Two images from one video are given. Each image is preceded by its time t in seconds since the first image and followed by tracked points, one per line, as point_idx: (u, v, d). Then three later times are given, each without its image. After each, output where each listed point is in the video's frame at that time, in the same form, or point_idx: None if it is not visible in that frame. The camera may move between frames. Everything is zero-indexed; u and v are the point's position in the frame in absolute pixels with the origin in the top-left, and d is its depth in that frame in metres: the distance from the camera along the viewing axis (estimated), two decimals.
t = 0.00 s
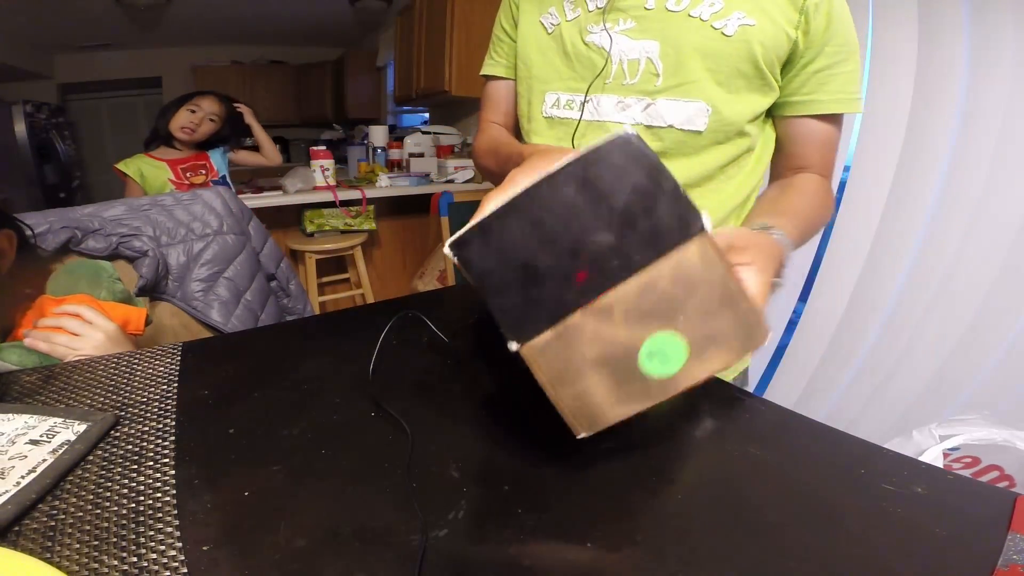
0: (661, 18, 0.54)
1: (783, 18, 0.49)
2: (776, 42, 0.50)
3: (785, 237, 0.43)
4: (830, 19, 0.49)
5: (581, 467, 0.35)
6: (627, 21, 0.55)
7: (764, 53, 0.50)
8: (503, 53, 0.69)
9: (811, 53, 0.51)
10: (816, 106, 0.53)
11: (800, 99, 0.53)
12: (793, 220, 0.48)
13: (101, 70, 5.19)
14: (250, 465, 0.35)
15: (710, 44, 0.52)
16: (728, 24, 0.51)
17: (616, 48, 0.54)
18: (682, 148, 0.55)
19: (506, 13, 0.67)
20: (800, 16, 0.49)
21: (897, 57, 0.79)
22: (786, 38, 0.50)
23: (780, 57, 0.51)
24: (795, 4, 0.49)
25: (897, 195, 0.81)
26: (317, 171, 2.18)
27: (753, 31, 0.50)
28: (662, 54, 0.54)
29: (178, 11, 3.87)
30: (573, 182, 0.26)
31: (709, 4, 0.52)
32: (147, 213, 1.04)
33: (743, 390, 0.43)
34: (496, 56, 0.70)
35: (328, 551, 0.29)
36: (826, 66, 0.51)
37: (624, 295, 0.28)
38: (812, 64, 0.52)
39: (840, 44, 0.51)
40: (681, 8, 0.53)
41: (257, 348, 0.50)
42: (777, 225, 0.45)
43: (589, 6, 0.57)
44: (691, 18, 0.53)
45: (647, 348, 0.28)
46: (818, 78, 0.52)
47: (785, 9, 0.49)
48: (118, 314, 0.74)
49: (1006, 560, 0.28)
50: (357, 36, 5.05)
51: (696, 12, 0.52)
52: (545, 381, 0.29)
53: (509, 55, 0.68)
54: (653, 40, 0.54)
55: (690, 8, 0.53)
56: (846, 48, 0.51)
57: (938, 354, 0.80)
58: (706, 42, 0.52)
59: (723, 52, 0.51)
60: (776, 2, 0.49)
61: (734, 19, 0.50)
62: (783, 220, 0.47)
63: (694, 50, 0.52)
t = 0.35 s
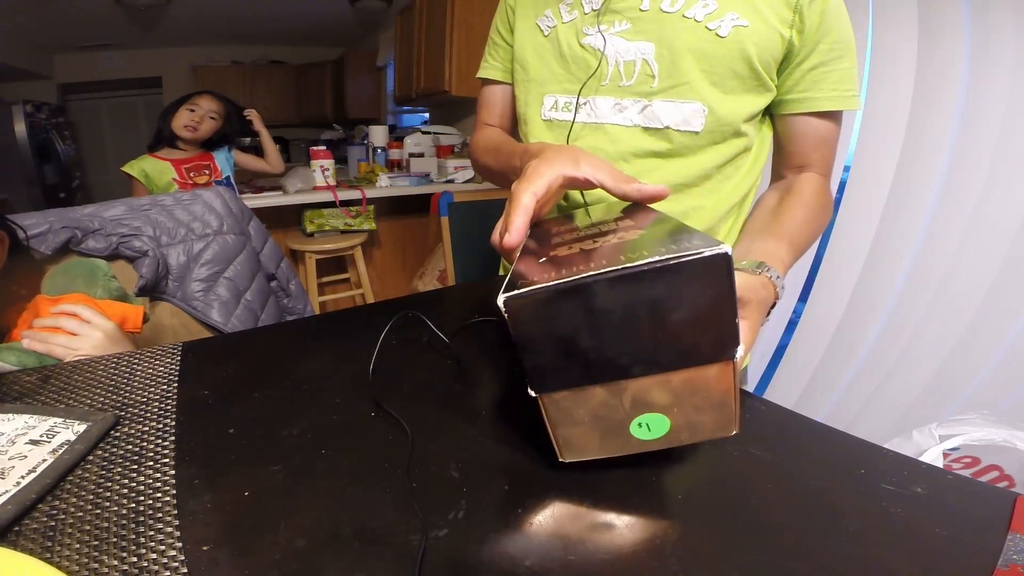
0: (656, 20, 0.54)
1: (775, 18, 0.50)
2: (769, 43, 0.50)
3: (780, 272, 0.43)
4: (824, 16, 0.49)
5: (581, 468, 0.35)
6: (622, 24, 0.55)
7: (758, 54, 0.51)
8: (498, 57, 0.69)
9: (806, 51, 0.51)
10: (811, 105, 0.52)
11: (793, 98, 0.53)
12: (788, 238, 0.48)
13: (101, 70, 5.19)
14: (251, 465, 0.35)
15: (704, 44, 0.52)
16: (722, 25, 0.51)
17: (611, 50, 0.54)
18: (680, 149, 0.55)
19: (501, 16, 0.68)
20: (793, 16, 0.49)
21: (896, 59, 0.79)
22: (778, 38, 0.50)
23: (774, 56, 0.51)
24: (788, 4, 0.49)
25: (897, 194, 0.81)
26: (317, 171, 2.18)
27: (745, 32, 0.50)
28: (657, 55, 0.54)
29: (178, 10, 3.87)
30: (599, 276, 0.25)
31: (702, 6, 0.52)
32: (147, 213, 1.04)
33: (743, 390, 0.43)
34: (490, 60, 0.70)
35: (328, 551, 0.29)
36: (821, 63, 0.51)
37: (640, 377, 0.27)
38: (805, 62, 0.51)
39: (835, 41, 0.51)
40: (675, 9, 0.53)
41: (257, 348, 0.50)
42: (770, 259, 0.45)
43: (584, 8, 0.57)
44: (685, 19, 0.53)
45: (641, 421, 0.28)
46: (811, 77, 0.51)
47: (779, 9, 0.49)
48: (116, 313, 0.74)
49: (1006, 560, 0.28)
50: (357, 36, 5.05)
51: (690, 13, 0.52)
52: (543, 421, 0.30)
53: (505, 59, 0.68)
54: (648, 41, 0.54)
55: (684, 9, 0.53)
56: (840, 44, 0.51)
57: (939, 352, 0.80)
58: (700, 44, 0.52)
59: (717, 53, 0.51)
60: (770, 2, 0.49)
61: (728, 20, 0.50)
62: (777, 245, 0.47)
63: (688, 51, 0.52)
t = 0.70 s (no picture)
0: (654, 20, 0.54)
1: (773, 18, 0.50)
2: (767, 42, 0.50)
3: (779, 267, 0.44)
4: (823, 16, 0.49)
5: (581, 468, 0.35)
6: (621, 25, 0.55)
7: (756, 54, 0.51)
8: (498, 59, 0.69)
9: (804, 50, 0.51)
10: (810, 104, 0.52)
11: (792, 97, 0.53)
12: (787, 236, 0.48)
13: (101, 71, 5.19)
14: (251, 465, 0.35)
15: (702, 44, 0.52)
16: (720, 25, 0.51)
17: (611, 50, 0.54)
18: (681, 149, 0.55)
19: (502, 18, 0.68)
20: (792, 16, 0.50)
21: (896, 60, 0.79)
22: (777, 38, 0.50)
23: (773, 56, 0.51)
24: (786, 3, 0.49)
25: (897, 193, 0.81)
26: (317, 171, 2.18)
27: (744, 31, 0.50)
28: (656, 56, 0.54)
29: (177, 11, 3.87)
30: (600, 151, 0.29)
31: (700, 6, 0.52)
32: (146, 213, 1.04)
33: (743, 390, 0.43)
34: (490, 62, 0.70)
35: (328, 551, 0.29)
36: (820, 62, 0.51)
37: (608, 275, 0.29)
38: (803, 60, 0.51)
39: (834, 40, 0.50)
40: (673, 9, 0.53)
41: (257, 348, 0.50)
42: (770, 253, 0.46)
43: (584, 9, 0.57)
44: (683, 19, 0.53)
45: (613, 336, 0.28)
46: (809, 76, 0.52)
47: (777, 9, 0.50)
48: (114, 313, 0.74)
49: (1006, 560, 0.28)
50: (357, 36, 5.05)
51: (688, 13, 0.52)
52: (504, 332, 0.29)
53: (506, 60, 0.68)
54: (647, 42, 0.54)
55: (681, 9, 0.53)
56: (839, 44, 0.50)
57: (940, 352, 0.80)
58: (698, 43, 0.52)
59: (715, 53, 0.52)
60: (767, 2, 0.50)
61: (726, 20, 0.50)
62: (776, 242, 0.47)
63: (686, 51, 0.53)
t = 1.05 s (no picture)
0: (652, 17, 0.54)
1: (771, 15, 0.50)
2: (764, 37, 0.50)
3: (761, 292, 0.45)
4: (821, 12, 0.49)
5: (581, 468, 0.35)
6: (618, 21, 0.55)
7: (754, 51, 0.51)
8: (493, 58, 0.69)
9: (802, 47, 0.51)
10: (810, 102, 0.51)
11: (791, 94, 0.52)
12: (775, 255, 0.49)
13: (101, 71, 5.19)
14: (251, 464, 0.35)
15: (699, 41, 0.52)
16: (717, 21, 0.51)
17: (608, 49, 0.55)
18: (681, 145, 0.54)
19: (499, 18, 0.68)
20: (791, 13, 0.50)
21: (896, 60, 0.79)
22: (774, 35, 0.50)
23: (770, 53, 0.51)
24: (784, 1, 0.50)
25: (898, 193, 0.81)
26: (317, 171, 2.18)
27: (741, 27, 0.50)
28: (653, 53, 0.54)
29: (177, 11, 3.87)
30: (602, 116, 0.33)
31: (697, 3, 0.52)
32: (147, 213, 1.04)
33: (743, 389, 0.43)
34: (486, 60, 0.70)
35: (328, 551, 0.29)
36: (818, 59, 0.51)
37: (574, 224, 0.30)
38: (802, 57, 0.51)
39: (832, 38, 0.50)
40: (670, 6, 0.53)
41: (257, 348, 0.50)
42: (753, 278, 0.47)
43: (581, 7, 0.58)
44: (680, 16, 0.53)
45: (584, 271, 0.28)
46: (808, 73, 0.51)
47: (774, 7, 0.50)
48: (113, 312, 0.74)
49: (1006, 560, 0.28)
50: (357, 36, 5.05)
51: (685, 10, 0.52)
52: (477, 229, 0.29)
53: (502, 60, 0.68)
54: (643, 39, 0.54)
55: (679, 6, 0.53)
56: (837, 41, 0.50)
57: (941, 352, 0.80)
58: (695, 41, 0.52)
59: (713, 49, 0.52)
60: None
61: (724, 16, 0.51)
62: (765, 263, 0.49)
63: (683, 48, 0.53)
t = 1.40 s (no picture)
0: (651, 15, 0.54)
1: (771, 14, 0.50)
2: (764, 36, 0.50)
3: (759, 291, 0.46)
4: (821, 11, 0.49)
5: (581, 468, 0.35)
6: (618, 19, 0.55)
7: (754, 49, 0.51)
8: (492, 58, 0.69)
9: (802, 46, 0.51)
10: (810, 101, 0.51)
11: (790, 93, 0.52)
12: (773, 254, 0.49)
13: (101, 71, 5.19)
14: (251, 464, 0.35)
15: (699, 39, 0.52)
16: (717, 20, 0.51)
17: (607, 47, 0.55)
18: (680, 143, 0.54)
19: (497, 19, 0.68)
20: (792, 12, 0.50)
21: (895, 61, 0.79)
22: (774, 34, 0.50)
23: (770, 53, 0.51)
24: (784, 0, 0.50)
25: (898, 193, 0.81)
26: (317, 171, 2.18)
27: (741, 26, 0.50)
28: (653, 50, 0.54)
29: (177, 11, 3.87)
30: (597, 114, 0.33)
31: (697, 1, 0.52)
32: (147, 213, 1.04)
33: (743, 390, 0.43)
34: (485, 61, 0.70)
35: (328, 551, 0.29)
36: (817, 58, 0.51)
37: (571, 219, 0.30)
38: (802, 56, 0.51)
39: (832, 37, 0.50)
40: (670, 4, 0.53)
41: (257, 348, 0.50)
42: (751, 277, 0.47)
43: (580, 5, 0.58)
44: (680, 13, 0.53)
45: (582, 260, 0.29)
46: (807, 72, 0.51)
47: (774, 6, 0.50)
48: (112, 311, 0.74)
49: (1006, 560, 0.28)
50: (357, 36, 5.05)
51: (685, 8, 0.52)
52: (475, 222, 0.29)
53: (500, 60, 0.68)
54: (643, 37, 0.54)
55: (679, 4, 0.53)
56: (837, 40, 0.50)
57: (941, 351, 0.80)
58: (695, 38, 0.52)
59: (712, 47, 0.52)
60: None
61: (723, 14, 0.51)
62: (762, 261, 0.49)
63: (683, 46, 0.53)
